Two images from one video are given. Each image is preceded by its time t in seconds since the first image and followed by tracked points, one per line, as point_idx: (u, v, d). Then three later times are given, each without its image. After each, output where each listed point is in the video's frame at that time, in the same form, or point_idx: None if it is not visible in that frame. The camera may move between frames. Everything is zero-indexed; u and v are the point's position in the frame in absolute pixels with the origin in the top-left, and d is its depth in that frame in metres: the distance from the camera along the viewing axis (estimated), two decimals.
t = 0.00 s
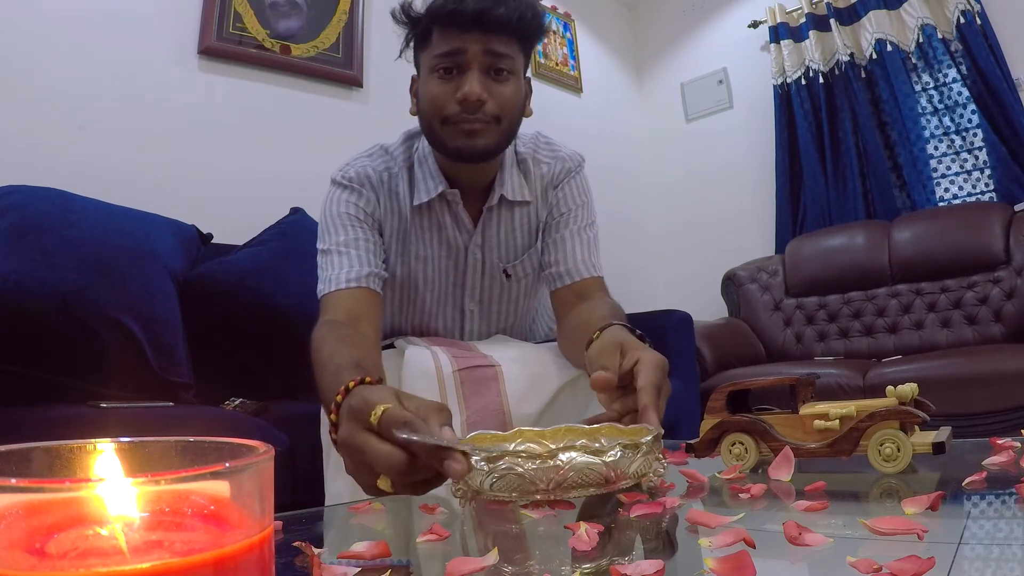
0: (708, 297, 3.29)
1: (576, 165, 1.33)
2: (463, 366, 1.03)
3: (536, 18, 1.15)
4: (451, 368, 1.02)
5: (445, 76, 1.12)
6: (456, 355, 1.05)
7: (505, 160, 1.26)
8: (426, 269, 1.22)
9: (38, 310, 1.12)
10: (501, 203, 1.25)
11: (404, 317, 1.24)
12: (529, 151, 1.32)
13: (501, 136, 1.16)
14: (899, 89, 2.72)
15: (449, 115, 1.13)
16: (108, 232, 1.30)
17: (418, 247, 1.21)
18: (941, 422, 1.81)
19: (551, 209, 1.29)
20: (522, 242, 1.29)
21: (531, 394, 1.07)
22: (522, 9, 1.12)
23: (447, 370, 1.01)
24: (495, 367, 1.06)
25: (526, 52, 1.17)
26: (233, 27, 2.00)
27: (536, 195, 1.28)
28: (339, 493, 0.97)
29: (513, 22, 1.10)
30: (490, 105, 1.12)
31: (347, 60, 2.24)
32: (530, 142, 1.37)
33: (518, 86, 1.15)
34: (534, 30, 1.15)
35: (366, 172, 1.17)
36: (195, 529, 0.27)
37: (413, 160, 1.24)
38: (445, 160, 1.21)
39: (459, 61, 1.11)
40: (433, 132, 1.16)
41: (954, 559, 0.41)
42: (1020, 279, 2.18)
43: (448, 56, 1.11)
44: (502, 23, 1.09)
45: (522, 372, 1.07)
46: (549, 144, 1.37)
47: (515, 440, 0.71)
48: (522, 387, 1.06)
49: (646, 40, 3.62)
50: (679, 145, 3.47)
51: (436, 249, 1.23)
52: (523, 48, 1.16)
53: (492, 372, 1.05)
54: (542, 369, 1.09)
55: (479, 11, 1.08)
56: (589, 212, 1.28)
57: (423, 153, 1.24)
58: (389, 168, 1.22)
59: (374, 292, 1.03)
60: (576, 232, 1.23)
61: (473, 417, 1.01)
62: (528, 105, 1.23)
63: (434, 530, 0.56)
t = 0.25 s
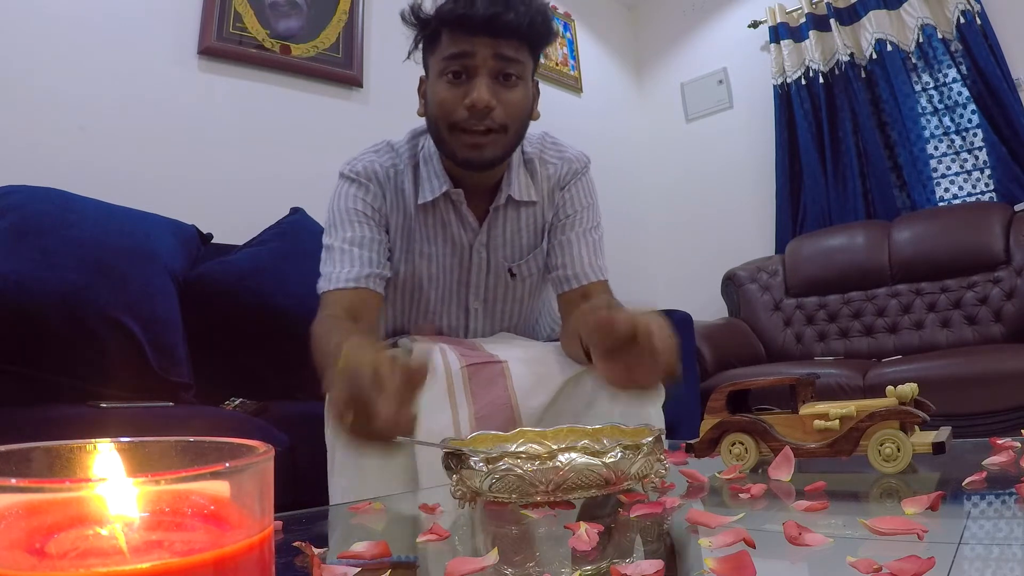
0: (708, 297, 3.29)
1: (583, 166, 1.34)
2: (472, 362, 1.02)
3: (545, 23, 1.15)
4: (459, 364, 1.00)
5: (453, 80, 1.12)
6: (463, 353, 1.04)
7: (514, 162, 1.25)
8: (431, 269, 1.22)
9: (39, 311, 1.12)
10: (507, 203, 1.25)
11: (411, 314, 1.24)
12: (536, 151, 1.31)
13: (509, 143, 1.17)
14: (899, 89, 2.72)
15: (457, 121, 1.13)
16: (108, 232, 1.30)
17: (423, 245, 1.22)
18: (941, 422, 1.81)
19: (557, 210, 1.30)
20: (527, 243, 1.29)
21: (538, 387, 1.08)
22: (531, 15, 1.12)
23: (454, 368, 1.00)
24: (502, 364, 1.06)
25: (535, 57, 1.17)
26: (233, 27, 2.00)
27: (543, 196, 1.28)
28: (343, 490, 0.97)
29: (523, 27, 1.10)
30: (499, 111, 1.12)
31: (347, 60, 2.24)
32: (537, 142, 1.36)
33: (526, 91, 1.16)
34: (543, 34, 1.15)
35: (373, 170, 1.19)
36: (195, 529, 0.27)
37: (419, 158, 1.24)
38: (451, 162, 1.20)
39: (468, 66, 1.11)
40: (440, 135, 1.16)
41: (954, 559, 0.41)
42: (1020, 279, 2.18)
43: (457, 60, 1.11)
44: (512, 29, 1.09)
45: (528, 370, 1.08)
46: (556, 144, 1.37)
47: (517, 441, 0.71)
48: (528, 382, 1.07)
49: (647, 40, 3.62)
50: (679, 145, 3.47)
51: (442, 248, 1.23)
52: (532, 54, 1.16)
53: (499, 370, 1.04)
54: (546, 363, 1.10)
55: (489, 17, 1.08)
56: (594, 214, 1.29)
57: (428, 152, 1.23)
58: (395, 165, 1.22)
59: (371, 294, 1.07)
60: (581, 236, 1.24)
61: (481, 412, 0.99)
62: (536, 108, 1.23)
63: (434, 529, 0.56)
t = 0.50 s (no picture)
0: (708, 297, 3.29)
1: (591, 168, 1.34)
2: (476, 359, 1.03)
3: (553, 38, 1.15)
4: (464, 361, 1.02)
5: (462, 95, 1.12)
6: (468, 351, 1.05)
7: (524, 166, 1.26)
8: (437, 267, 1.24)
9: (39, 311, 1.12)
10: (518, 207, 1.26)
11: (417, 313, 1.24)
12: (545, 154, 1.32)
13: (516, 157, 1.17)
14: (899, 89, 2.72)
15: (465, 136, 1.13)
16: (108, 232, 1.30)
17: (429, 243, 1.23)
18: (941, 422, 1.81)
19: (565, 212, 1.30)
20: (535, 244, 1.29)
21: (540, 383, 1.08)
22: (540, 29, 1.12)
23: (459, 365, 1.01)
24: (507, 361, 1.06)
25: (543, 72, 1.17)
26: (233, 27, 2.00)
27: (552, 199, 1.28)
28: (347, 486, 0.93)
29: (531, 42, 1.11)
30: (507, 128, 1.12)
31: (348, 60, 2.24)
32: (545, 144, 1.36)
33: (535, 106, 1.15)
34: (551, 48, 1.15)
35: (385, 164, 1.20)
36: (195, 529, 0.27)
37: (429, 156, 1.24)
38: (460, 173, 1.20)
39: (477, 81, 1.11)
40: (448, 149, 1.16)
41: (954, 559, 0.41)
42: (1020, 279, 2.18)
43: (466, 74, 1.11)
44: (521, 43, 1.10)
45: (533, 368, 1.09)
46: (564, 144, 1.37)
47: (517, 440, 0.71)
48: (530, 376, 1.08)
49: (647, 40, 3.62)
50: (679, 145, 3.47)
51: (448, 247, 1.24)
52: (541, 68, 1.16)
53: (504, 367, 1.05)
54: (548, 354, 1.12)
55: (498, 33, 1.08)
56: (603, 216, 1.30)
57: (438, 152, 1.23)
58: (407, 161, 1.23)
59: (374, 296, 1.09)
60: (591, 239, 1.24)
61: (484, 407, 1.01)
62: (545, 121, 1.23)
63: (434, 529, 0.56)
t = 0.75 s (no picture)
0: (708, 297, 3.29)
1: (602, 169, 1.33)
2: (486, 358, 1.07)
3: (558, 31, 1.16)
4: (473, 359, 1.05)
5: (469, 88, 1.12)
6: (477, 350, 1.08)
7: (532, 163, 1.25)
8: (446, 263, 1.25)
9: (39, 311, 1.12)
10: (526, 204, 1.25)
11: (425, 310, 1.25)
12: (556, 154, 1.30)
13: (525, 147, 1.16)
14: (899, 89, 2.72)
15: (473, 128, 1.12)
16: (108, 232, 1.30)
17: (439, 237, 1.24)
18: (941, 422, 1.81)
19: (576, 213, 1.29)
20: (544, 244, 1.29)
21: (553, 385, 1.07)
22: (546, 23, 1.13)
23: (469, 364, 1.04)
24: (516, 361, 1.08)
25: (549, 66, 1.17)
26: (233, 27, 2.00)
27: (561, 198, 1.28)
28: (353, 482, 0.93)
29: (537, 34, 1.11)
30: (514, 119, 1.12)
31: (348, 60, 2.24)
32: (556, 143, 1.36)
33: (542, 98, 1.15)
34: (556, 43, 1.16)
35: (398, 157, 1.20)
36: (195, 529, 0.27)
37: (440, 150, 1.24)
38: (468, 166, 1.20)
39: (483, 74, 1.11)
40: (456, 143, 1.16)
41: (954, 559, 0.41)
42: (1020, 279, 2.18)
43: (473, 67, 1.11)
44: (527, 36, 1.10)
45: (542, 366, 1.09)
46: (575, 145, 1.35)
47: (517, 440, 0.71)
48: (542, 375, 1.08)
49: (647, 40, 3.62)
50: (679, 145, 3.47)
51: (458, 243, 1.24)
52: (547, 62, 1.16)
53: (512, 366, 1.07)
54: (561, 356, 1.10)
55: (503, 25, 1.08)
56: (613, 217, 1.29)
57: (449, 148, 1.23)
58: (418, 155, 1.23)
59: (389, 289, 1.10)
60: (601, 241, 1.24)
61: (494, 406, 1.02)
62: (552, 115, 1.23)
63: (434, 529, 0.56)
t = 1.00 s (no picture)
0: (708, 297, 3.29)
1: (607, 170, 1.33)
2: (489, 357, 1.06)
3: (563, 31, 1.16)
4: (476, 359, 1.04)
5: (474, 85, 1.12)
6: (480, 350, 1.07)
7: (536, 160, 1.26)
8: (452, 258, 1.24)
9: (39, 311, 1.12)
10: (529, 201, 1.25)
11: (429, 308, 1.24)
12: (560, 154, 1.31)
13: (529, 146, 1.16)
14: (899, 89, 2.72)
15: (477, 126, 1.12)
16: (108, 231, 1.30)
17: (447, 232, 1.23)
18: (941, 422, 1.81)
19: (579, 213, 1.29)
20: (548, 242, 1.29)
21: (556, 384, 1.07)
22: (551, 22, 1.13)
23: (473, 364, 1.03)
24: (519, 361, 1.07)
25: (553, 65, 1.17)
26: (233, 27, 2.00)
27: (564, 196, 1.28)
28: (356, 481, 0.93)
29: (541, 34, 1.11)
30: (519, 117, 1.12)
31: (348, 60, 2.23)
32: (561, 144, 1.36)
33: (546, 96, 1.15)
34: (560, 43, 1.16)
35: (406, 151, 1.21)
36: (195, 529, 0.27)
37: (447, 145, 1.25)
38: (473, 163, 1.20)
39: (488, 71, 1.11)
40: (460, 140, 1.16)
41: (954, 559, 0.41)
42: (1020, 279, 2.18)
43: (478, 65, 1.11)
44: (531, 35, 1.10)
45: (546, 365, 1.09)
46: (580, 146, 1.36)
47: (516, 440, 0.71)
48: (547, 374, 1.08)
49: (647, 40, 3.62)
50: (679, 145, 3.47)
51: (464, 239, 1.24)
52: (552, 61, 1.16)
53: (517, 367, 1.06)
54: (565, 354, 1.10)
55: (508, 24, 1.09)
56: (618, 218, 1.29)
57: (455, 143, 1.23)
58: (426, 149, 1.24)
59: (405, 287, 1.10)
60: (605, 240, 1.24)
61: (498, 406, 1.02)
62: (556, 114, 1.23)
63: (434, 529, 0.56)
